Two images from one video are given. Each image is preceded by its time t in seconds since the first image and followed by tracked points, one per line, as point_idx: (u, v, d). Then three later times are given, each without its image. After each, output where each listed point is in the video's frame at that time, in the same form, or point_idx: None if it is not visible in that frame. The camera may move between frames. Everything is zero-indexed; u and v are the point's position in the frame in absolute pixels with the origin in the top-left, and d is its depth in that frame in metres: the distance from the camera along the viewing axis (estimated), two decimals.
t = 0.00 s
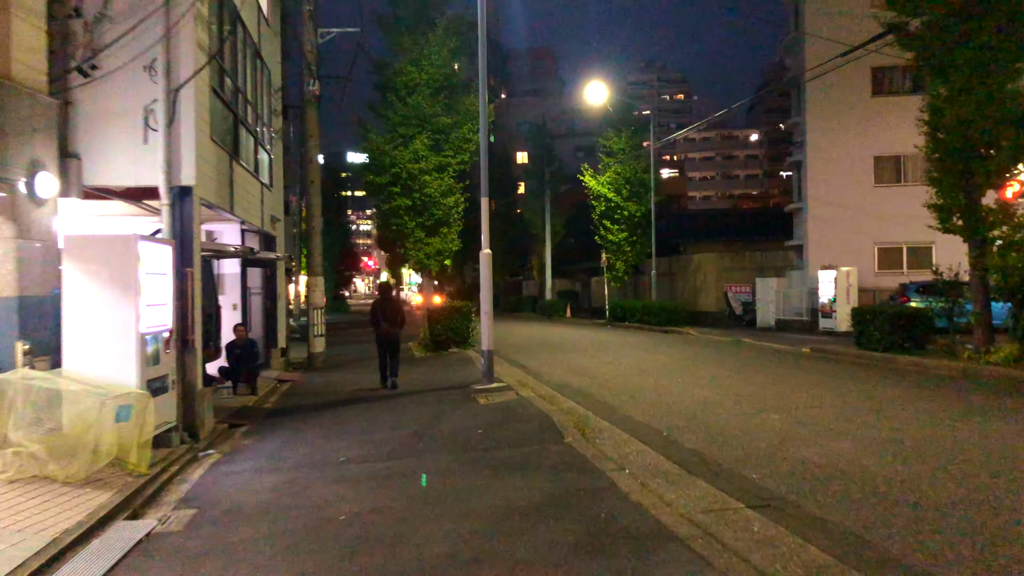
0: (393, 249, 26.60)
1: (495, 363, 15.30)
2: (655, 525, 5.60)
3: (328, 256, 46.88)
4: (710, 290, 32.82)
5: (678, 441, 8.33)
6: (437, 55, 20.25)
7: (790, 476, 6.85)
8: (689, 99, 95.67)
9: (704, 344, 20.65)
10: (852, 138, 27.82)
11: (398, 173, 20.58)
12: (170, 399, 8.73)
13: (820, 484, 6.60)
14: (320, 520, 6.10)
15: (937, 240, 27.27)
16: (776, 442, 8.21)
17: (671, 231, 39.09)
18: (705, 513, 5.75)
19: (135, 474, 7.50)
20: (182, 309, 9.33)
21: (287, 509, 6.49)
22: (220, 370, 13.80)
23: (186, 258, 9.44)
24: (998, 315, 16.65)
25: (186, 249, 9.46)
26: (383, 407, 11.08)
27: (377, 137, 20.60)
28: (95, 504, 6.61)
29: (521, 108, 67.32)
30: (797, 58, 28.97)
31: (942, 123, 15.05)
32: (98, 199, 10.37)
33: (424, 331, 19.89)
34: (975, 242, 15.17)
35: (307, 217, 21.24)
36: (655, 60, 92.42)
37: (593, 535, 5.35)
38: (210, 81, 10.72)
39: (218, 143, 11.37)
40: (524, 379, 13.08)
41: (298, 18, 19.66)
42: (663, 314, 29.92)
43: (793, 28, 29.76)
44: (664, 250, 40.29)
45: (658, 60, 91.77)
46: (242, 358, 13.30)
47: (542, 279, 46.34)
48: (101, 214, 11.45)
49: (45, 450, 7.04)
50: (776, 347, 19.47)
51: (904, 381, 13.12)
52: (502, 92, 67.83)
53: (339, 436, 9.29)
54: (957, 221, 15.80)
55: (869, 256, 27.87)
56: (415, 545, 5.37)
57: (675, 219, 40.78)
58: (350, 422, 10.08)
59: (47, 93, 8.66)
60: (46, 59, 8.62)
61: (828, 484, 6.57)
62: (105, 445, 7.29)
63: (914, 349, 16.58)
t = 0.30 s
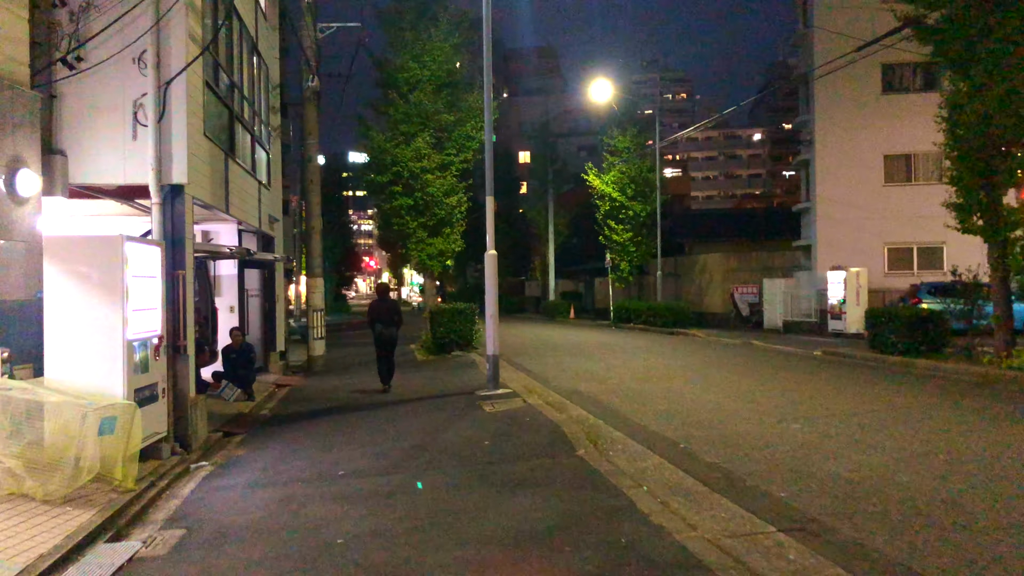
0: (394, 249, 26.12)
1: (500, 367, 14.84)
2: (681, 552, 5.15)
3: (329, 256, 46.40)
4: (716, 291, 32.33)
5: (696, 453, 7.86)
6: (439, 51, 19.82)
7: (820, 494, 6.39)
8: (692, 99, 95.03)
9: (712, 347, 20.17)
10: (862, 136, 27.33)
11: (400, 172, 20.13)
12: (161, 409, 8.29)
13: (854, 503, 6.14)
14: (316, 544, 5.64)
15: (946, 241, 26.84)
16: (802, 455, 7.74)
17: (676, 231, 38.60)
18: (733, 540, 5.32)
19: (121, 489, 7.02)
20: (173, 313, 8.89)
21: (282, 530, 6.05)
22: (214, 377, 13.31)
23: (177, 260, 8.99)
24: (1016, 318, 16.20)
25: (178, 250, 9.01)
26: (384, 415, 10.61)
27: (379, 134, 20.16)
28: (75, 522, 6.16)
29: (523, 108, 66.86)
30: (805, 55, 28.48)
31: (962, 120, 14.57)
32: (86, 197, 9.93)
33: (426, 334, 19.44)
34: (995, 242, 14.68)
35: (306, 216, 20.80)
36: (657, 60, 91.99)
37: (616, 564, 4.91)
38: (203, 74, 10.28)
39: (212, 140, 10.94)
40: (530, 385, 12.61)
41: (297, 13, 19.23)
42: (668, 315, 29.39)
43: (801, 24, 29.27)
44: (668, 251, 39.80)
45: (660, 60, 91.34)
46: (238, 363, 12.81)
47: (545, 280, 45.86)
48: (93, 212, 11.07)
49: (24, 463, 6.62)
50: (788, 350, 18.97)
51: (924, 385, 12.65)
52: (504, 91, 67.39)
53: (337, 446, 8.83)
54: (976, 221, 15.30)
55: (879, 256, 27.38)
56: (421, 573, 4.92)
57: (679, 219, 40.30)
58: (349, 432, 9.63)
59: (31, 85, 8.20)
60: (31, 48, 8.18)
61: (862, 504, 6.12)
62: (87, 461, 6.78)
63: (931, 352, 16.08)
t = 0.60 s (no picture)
0: (396, 250, 25.70)
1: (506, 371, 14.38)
2: None
3: (329, 257, 45.98)
4: (722, 292, 31.89)
5: (718, 465, 7.41)
6: (443, 46, 19.37)
7: (858, 512, 5.93)
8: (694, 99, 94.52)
9: (722, 350, 19.72)
10: (871, 135, 26.88)
11: (402, 170, 19.69)
12: (152, 417, 7.84)
13: (894, 522, 5.70)
14: (313, 566, 5.20)
15: (960, 240, 26.30)
16: (830, 468, 7.30)
17: (680, 232, 38.13)
18: (769, 566, 4.87)
19: (105, 504, 6.56)
20: (166, 316, 8.44)
21: (277, 549, 5.62)
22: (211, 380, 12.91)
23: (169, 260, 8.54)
24: None
25: (171, 250, 8.56)
26: (386, 422, 10.17)
27: (381, 132, 19.72)
28: (54, 541, 5.72)
29: (526, 108, 66.49)
30: (813, 53, 28.02)
31: (983, 117, 14.11)
32: (76, 194, 9.51)
33: (429, 336, 19.02)
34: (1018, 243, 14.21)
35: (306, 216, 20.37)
36: (660, 61, 91.59)
37: None
38: (198, 66, 9.84)
39: (208, 135, 10.51)
40: (538, 389, 12.17)
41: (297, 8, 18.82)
42: (674, 316, 28.95)
43: (809, 21, 28.83)
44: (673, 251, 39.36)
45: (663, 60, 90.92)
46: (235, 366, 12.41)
47: (548, 281, 45.45)
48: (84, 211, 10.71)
49: None
50: (800, 353, 18.51)
51: (947, 389, 12.19)
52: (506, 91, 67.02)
53: (338, 456, 8.40)
54: (997, 220, 14.82)
55: (889, 257, 26.92)
56: None
57: (684, 219, 39.87)
58: (350, 440, 9.20)
59: (14, 74, 7.76)
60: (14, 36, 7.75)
61: (905, 525, 5.65)
62: (69, 475, 6.32)
63: (949, 355, 15.61)
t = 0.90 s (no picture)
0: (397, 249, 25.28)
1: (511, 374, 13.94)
2: None
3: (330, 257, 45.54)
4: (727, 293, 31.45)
5: (741, 475, 6.99)
6: (445, 41, 18.95)
7: (897, 528, 5.51)
8: (696, 98, 94.03)
9: (730, 351, 19.29)
10: (880, 133, 26.43)
11: (404, 168, 19.25)
12: (140, 425, 7.41)
13: (937, 539, 5.27)
14: None
15: (971, 240, 25.88)
16: (860, 479, 6.87)
17: (684, 231, 37.69)
18: None
19: (88, 520, 6.13)
20: (156, 318, 8.00)
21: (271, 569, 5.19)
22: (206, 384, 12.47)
23: (160, 258, 8.09)
24: None
25: (161, 247, 8.10)
26: (387, 428, 9.74)
27: (382, 129, 19.29)
28: (30, 559, 5.28)
29: (527, 107, 66.06)
30: (821, 49, 27.58)
31: (1003, 112, 13.67)
32: (63, 189, 9.09)
33: (432, 338, 18.59)
34: None
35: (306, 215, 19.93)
36: (661, 60, 91.15)
37: None
38: (191, 56, 9.41)
39: (203, 128, 10.08)
40: (545, 393, 11.73)
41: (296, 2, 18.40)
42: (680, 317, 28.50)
43: (816, 18, 28.39)
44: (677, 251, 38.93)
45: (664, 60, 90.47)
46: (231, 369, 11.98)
47: (550, 281, 45.04)
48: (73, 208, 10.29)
49: None
50: (811, 355, 18.09)
51: (969, 393, 11.74)
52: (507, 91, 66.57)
53: (336, 466, 7.96)
54: (1018, 218, 14.36)
55: (898, 256, 26.47)
56: None
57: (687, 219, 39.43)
58: (351, 447, 8.77)
59: None
60: None
61: (947, 541, 5.24)
62: (48, 488, 5.88)
63: (966, 358, 15.16)
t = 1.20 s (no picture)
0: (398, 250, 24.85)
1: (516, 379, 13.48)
2: None
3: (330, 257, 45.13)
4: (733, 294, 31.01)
5: (766, 492, 6.54)
6: (447, 37, 18.52)
7: (945, 553, 5.04)
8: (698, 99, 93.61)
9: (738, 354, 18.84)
10: (890, 132, 25.96)
11: (405, 166, 18.79)
12: (124, 436, 6.96)
13: (989, 566, 4.82)
14: None
15: (982, 240, 25.42)
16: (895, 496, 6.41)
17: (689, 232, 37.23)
18: None
19: (64, 543, 5.67)
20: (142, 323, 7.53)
21: None
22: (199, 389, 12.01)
23: (146, 260, 7.61)
24: None
25: (147, 247, 7.62)
26: (387, 437, 9.28)
27: (382, 126, 18.83)
28: None
29: (528, 107, 65.63)
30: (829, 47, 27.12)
31: None
32: (47, 186, 8.65)
33: (434, 341, 18.15)
34: None
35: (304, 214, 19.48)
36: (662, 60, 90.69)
37: None
38: (182, 48, 8.96)
39: (194, 123, 9.63)
40: (552, 400, 11.26)
41: None
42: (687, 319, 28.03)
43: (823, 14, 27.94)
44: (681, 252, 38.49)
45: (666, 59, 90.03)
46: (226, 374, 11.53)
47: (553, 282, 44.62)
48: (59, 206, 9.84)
49: None
50: (822, 358, 17.62)
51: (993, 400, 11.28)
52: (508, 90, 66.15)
53: (334, 479, 7.51)
54: None
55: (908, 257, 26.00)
56: None
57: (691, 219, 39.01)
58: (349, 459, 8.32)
59: None
60: None
61: (999, 567, 4.80)
62: (17, 509, 5.40)
63: (985, 362, 14.69)
